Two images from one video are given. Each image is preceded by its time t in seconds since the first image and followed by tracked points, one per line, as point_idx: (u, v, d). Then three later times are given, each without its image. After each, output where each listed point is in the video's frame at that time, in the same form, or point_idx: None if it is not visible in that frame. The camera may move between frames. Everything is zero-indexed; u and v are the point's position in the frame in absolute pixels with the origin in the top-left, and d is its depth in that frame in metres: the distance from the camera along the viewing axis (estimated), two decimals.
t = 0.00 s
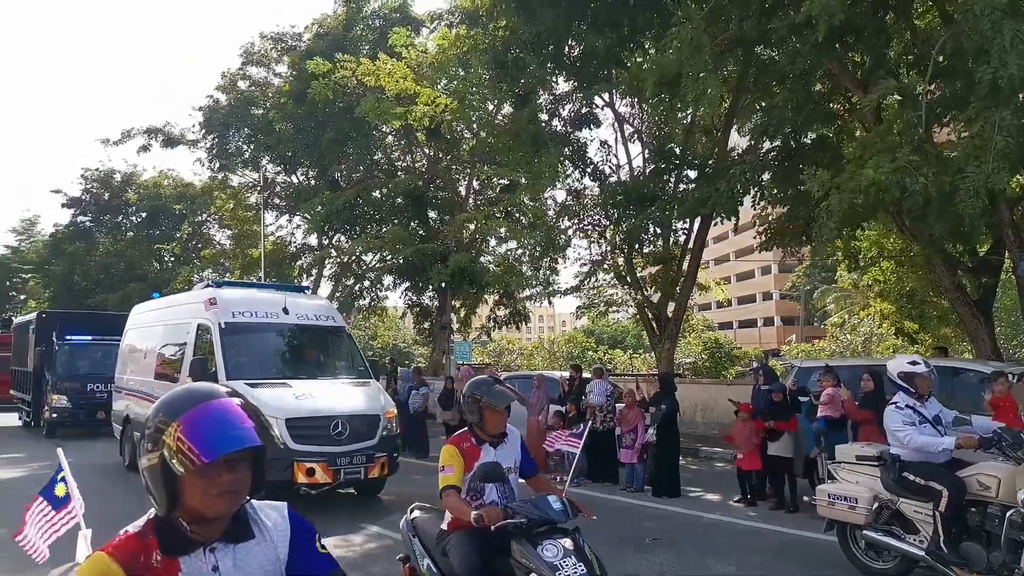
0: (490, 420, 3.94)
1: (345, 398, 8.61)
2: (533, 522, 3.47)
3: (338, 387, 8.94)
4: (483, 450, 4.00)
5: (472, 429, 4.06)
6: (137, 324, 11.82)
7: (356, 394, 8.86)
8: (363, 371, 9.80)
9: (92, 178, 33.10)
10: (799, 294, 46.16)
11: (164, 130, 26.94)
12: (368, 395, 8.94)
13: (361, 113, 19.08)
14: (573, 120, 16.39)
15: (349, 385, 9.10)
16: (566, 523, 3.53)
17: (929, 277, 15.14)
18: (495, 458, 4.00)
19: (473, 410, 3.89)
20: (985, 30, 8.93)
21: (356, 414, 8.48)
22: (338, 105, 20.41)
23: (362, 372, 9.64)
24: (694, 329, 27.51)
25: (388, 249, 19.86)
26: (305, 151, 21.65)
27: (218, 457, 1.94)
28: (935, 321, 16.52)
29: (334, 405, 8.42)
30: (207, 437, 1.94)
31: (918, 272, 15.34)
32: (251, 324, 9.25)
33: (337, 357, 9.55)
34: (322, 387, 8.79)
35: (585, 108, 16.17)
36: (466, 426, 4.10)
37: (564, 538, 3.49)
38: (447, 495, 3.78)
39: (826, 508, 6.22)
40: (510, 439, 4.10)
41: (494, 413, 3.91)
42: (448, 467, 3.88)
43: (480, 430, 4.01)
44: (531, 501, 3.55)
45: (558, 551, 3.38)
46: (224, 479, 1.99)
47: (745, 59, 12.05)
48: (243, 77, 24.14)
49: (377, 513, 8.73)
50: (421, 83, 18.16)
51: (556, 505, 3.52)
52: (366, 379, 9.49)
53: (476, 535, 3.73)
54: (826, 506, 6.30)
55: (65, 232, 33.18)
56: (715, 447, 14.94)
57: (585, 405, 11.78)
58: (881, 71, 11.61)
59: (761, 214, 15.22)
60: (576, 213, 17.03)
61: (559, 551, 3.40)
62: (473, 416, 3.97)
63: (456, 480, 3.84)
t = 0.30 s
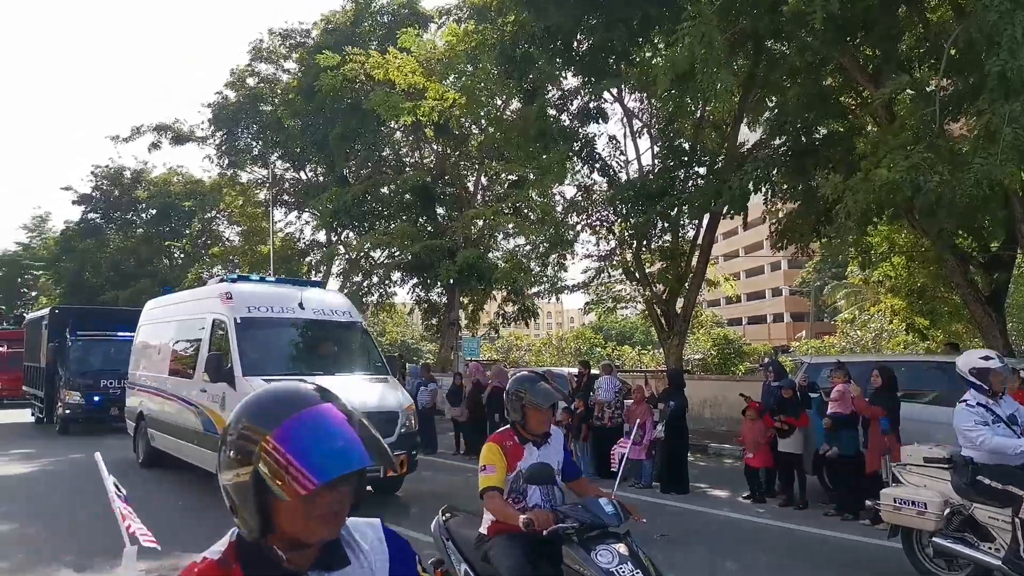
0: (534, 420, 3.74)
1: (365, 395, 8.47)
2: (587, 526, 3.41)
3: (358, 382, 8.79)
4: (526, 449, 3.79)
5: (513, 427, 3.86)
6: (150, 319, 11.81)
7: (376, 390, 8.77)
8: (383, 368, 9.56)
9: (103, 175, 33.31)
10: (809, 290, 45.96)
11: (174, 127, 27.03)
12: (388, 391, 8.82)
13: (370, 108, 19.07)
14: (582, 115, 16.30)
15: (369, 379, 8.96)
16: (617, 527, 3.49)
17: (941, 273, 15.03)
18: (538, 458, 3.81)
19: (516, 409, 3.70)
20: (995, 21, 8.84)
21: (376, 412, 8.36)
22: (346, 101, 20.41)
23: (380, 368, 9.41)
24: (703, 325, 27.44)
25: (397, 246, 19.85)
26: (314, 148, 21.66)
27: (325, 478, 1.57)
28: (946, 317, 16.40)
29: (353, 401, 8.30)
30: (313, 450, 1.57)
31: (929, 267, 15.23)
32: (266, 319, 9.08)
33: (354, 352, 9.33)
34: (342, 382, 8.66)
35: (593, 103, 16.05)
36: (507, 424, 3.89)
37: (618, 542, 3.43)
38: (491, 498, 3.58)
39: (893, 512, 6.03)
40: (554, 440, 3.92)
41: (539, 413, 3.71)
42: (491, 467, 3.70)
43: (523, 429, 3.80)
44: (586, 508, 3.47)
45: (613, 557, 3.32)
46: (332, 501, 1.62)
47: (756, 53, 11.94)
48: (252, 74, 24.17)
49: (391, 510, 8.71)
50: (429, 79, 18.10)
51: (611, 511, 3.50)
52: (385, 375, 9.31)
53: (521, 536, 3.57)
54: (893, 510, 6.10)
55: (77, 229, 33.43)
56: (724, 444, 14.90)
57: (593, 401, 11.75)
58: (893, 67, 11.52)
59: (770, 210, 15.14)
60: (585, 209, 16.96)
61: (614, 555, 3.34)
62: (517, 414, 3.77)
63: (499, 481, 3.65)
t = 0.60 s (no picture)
0: (569, 427, 3.69)
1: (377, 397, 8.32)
2: (632, 539, 3.09)
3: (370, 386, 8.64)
4: (562, 459, 3.74)
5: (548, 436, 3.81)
6: (157, 321, 11.82)
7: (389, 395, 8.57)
8: (393, 369, 9.35)
9: (106, 176, 33.38)
10: (812, 292, 45.87)
11: (178, 129, 27.10)
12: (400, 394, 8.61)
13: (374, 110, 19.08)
14: (584, 117, 16.25)
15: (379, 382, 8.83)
16: (669, 542, 3.14)
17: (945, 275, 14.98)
18: (574, 468, 3.73)
19: (551, 414, 3.67)
20: (996, 21, 8.88)
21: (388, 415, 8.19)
22: (349, 103, 20.41)
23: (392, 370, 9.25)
24: (706, 326, 27.42)
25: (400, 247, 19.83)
26: (317, 149, 21.67)
27: (492, 522, 1.49)
28: (951, 319, 16.35)
29: (364, 404, 8.14)
30: (466, 485, 1.48)
31: (933, 269, 15.18)
32: (273, 321, 8.94)
33: (365, 354, 9.18)
34: (353, 386, 8.52)
35: (596, 105, 16.05)
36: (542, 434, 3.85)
37: (670, 557, 3.09)
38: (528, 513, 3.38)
39: (970, 527, 6.08)
40: (589, 449, 3.84)
41: (575, 419, 3.68)
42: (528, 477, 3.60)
43: (558, 438, 3.76)
44: (630, 520, 3.16)
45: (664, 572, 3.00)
46: (491, 547, 1.52)
47: (759, 55, 11.94)
48: (255, 76, 24.23)
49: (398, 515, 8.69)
50: (432, 81, 18.08)
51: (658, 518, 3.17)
52: (396, 378, 9.13)
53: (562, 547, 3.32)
54: (968, 525, 6.16)
55: (80, 230, 33.53)
56: (727, 446, 14.88)
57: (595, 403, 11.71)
58: (897, 71, 11.54)
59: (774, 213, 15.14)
60: (588, 211, 16.93)
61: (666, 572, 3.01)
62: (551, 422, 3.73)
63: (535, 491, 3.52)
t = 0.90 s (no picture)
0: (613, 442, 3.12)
1: (389, 399, 8.20)
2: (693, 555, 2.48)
3: (383, 387, 8.49)
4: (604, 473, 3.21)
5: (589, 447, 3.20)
6: (163, 322, 11.83)
7: (402, 397, 8.37)
8: (407, 372, 9.26)
9: (110, 178, 33.48)
10: (814, 293, 45.81)
11: (181, 130, 27.16)
12: (411, 396, 8.47)
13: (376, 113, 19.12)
14: (586, 119, 16.24)
15: (391, 384, 8.69)
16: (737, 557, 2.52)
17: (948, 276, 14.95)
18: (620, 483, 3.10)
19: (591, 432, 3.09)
20: (996, 22, 8.86)
21: (401, 418, 8.09)
22: (352, 104, 20.42)
23: (402, 371, 9.19)
24: (708, 328, 27.39)
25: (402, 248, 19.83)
26: (320, 151, 21.70)
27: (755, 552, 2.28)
28: (955, 321, 16.30)
29: (376, 406, 8.05)
30: (748, 522, 2.31)
31: (936, 271, 15.14)
32: (284, 322, 8.89)
33: (375, 355, 9.12)
34: (364, 387, 8.37)
35: (599, 107, 16.04)
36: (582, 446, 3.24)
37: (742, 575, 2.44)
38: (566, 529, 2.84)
39: None
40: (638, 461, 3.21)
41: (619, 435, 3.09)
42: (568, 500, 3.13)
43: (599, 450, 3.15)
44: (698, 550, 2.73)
45: None
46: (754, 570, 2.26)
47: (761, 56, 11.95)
48: (258, 77, 24.28)
49: (406, 518, 8.62)
50: (434, 83, 18.10)
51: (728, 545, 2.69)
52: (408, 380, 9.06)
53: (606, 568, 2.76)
54: None
55: (83, 232, 33.57)
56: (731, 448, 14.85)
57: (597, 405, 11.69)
58: (899, 73, 11.53)
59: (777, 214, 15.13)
60: (590, 213, 16.91)
61: None
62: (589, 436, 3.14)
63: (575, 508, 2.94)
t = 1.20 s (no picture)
0: (668, 450, 2.86)
1: (401, 401, 8.08)
2: None
3: (393, 389, 8.34)
4: (660, 485, 2.92)
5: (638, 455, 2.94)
6: (169, 324, 11.84)
7: (414, 400, 8.21)
8: (418, 373, 9.16)
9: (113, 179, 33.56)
10: (817, 294, 45.77)
11: (183, 131, 27.19)
12: (422, 398, 8.32)
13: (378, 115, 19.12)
14: (589, 120, 16.18)
15: (402, 386, 8.53)
16: None
17: (951, 277, 14.92)
18: (674, 493, 2.96)
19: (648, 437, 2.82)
20: (994, 24, 8.81)
21: (413, 420, 7.96)
22: (354, 105, 20.40)
23: (414, 373, 9.05)
24: (711, 328, 27.37)
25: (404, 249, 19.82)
26: (322, 152, 21.70)
27: None
28: (958, 321, 16.28)
29: (388, 408, 7.91)
30: None
31: (939, 271, 15.11)
32: (294, 323, 8.78)
33: (385, 356, 9.02)
34: (376, 389, 8.23)
35: (602, 107, 16.00)
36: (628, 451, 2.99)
37: None
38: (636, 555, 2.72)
39: None
40: (687, 465, 3.06)
41: (676, 441, 2.83)
42: (624, 513, 2.81)
43: (652, 459, 2.92)
44: (762, 559, 2.70)
45: None
46: None
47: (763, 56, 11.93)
48: (261, 79, 24.29)
49: (412, 520, 8.61)
50: (436, 85, 18.07)
51: (791, 552, 2.73)
52: (420, 382, 8.92)
53: None
54: None
55: (86, 233, 33.63)
56: (734, 450, 14.83)
57: (600, 406, 11.68)
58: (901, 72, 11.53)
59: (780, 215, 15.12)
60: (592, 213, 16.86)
61: None
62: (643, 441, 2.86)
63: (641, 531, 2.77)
